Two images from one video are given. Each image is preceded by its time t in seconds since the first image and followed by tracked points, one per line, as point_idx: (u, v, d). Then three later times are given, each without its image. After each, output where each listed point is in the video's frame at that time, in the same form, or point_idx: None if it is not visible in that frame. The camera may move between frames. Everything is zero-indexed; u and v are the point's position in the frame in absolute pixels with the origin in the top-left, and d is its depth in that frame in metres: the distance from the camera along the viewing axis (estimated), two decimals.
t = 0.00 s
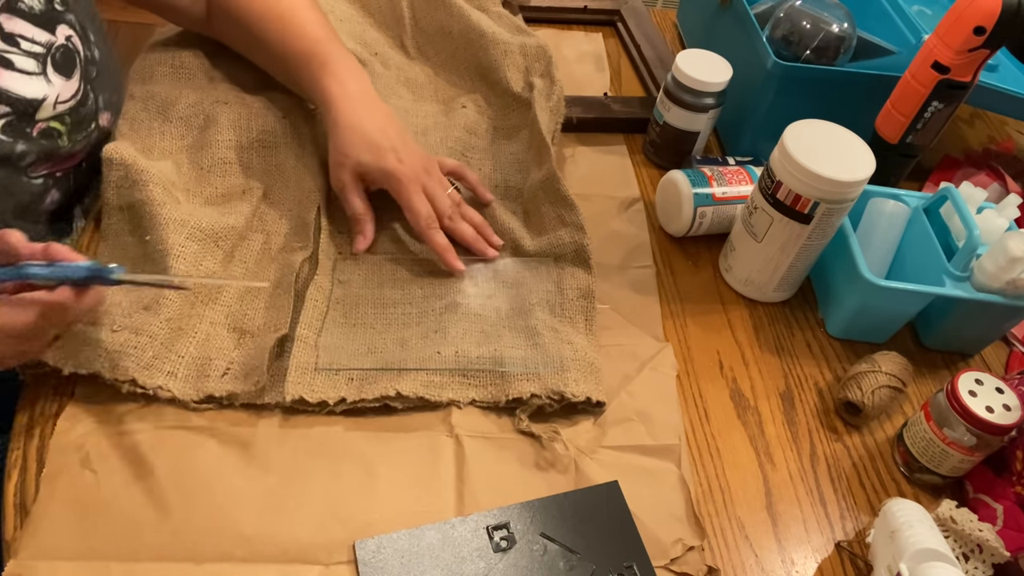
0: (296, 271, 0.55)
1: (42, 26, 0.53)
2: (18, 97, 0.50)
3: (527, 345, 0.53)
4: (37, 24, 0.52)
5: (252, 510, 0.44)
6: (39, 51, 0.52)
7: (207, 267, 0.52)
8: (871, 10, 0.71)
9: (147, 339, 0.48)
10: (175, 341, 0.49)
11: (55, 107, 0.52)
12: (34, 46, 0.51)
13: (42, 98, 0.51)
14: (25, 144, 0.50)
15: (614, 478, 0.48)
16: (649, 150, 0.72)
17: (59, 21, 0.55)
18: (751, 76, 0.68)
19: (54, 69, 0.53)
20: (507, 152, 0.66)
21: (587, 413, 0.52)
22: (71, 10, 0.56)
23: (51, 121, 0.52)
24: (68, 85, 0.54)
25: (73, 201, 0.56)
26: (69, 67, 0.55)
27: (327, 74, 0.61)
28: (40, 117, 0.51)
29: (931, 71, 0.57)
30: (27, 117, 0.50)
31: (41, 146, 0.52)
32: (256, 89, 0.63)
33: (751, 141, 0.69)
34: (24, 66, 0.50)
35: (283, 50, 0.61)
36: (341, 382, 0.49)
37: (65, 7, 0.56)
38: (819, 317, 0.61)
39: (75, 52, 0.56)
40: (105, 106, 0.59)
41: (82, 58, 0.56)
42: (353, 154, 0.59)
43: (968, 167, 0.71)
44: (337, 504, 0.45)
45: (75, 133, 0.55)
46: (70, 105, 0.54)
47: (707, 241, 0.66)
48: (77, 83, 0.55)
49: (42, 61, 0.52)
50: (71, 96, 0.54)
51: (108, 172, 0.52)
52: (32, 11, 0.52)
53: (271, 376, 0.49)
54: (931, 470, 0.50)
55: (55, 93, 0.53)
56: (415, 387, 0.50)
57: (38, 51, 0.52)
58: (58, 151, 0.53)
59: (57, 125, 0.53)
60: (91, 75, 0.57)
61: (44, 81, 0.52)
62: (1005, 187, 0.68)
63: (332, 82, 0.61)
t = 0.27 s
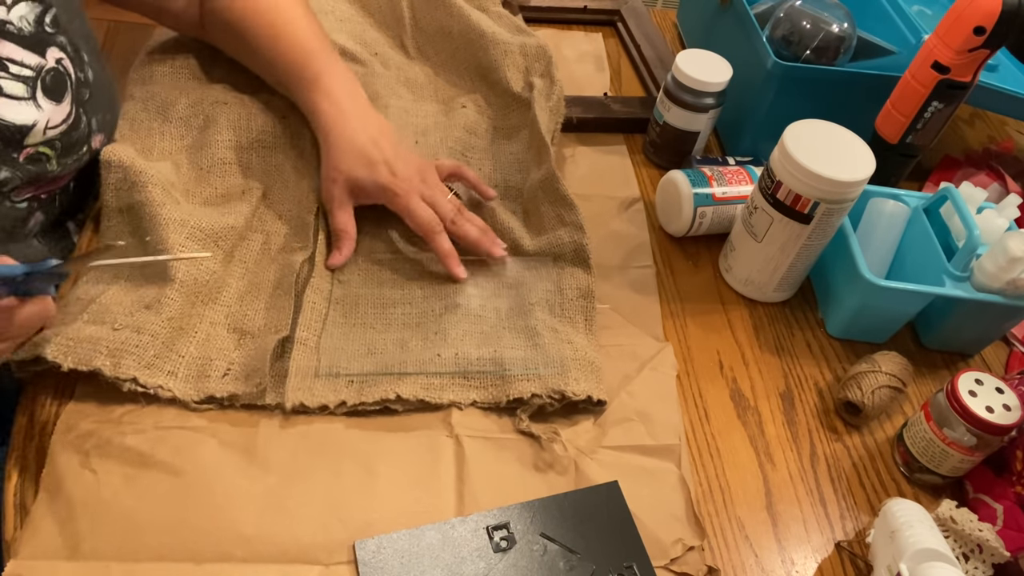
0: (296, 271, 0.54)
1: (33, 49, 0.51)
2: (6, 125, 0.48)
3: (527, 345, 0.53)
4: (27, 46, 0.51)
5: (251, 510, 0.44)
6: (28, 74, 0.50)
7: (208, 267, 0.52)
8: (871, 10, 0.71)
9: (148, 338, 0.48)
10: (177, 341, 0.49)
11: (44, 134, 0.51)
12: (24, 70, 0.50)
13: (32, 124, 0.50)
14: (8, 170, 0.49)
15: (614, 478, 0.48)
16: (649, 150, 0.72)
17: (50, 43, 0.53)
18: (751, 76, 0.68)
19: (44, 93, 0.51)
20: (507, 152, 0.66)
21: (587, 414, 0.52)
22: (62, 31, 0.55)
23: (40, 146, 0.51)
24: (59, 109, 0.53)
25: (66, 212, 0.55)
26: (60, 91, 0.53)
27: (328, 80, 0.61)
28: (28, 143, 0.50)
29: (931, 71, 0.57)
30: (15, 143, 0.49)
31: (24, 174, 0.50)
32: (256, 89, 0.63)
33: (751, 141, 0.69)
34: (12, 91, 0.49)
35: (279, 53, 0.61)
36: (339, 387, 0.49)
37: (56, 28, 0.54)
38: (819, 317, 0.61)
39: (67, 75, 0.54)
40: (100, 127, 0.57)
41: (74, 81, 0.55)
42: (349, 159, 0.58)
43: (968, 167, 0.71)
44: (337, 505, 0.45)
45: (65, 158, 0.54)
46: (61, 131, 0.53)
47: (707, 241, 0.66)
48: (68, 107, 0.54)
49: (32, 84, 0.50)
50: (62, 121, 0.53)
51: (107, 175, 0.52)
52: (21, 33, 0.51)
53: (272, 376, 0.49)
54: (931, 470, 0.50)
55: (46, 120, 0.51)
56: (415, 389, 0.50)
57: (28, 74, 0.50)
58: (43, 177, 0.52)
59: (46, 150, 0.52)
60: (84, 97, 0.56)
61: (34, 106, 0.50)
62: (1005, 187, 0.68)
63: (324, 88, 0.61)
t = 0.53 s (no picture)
0: (296, 270, 0.55)
1: (31, 47, 0.49)
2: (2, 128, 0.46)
3: (527, 345, 0.53)
4: (24, 44, 0.48)
5: (251, 510, 0.44)
6: (26, 74, 0.48)
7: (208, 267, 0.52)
8: (871, 10, 0.71)
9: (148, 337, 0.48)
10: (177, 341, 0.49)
11: (39, 135, 0.49)
12: (20, 70, 0.47)
13: (23, 126, 0.48)
14: None
15: (614, 478, 0.48)
16: (649, 150, 0.72)
17: (48, 42, 0.50)
18: (751, 76, 0.68)
19: (41, 94, 0.49)
20: (506, 152, 0.66)
21: (587, 413, 0.52)
22: (60, 30, 0.52)
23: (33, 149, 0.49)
24: (55, 111, 0.50)
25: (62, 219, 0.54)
26: (57, 91, 0.51)
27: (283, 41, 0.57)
28: (22, 146, 0.48)
29: (931, 71, 0.57)
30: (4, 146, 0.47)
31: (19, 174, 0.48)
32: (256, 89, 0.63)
33: (751, 141, 0.69)
34: (7, 92, 0.46)
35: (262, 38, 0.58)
36: (339, 388, 0.50)
37: (55, 27, 0.52)
38: (819, 317, 0.61)
39: (64, 76, 0.52)
40: (98, 129, 0.56)
41: (71, 82, 0.52)
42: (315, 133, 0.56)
43: (967, 167, 0.71)
44: (336, 505, 0.45)
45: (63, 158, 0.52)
46: (57, 133, 0.51)
47: (707, 241, 0.66)
48: (65, 109, 0.51)
49: (28, 85, 0.48)
50: (57, 122, 0.51)
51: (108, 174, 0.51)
52: (19, 31, 0.48)
53: (272, 377, 0.49)
54: (930, 470, 0.50)
55: (40, 121, 0.49)
56: (415, 391, 0.50)
57: (25, 75, 0.48)
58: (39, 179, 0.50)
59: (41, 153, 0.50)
60: (82, 98, 0.54)
61: (28, 108, 0.48)
62: (1005, 187, 0.68)
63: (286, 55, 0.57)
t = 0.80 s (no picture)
0: (297, 270, 0.54)
1: (47, 8, 0.52)
2: (33, 79, 0.49)
3: (526, 345, 0.53)
4: (42, 6, 0.51)
5: (251, 510, 0.44)
6: (46, 32, 0.51)
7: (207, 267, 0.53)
8: (871, 10, 0.71)
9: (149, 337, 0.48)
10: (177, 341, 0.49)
11: (66, 87, 0.52)
12: (39, 27, 0.50)
13: (52, 78, 0.51)
14: (37, 127, 0.50)
15: (614, 478, 0.48)
16: (649, 150, 0.72)
17: (61, 3, 0.53)
18: (751, 76, 0.68)
19: (61, 49, 0.52)
20: (506, 151, 0.66)
21: (587, 413, 0.52)
22: None
23: (62, 99, 0.52)
24: (76, 65, 0.53)
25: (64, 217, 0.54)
26: (76, 47, 0.54)
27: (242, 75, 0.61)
28: (51, 96, 0.51)
29: (931, 71, 0.57)
30: (38, 95, 0.50)
31: (50, 124, 0.52)
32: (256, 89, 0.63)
33: (751, 141, 0.69)
34: (32, 47, 0.50)
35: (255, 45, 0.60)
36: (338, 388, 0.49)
37: None
38: (819, 317, 0.61)
39: (80, 33, 0.55)
40: (112, 86, 0.59)
41: (85, 38, 0.55)
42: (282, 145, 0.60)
43: (968, 167, 0.71)
44: (336, 505, 0.45)
45: (84, 113, 0.55)
46: (80, 86, 0.54)
47: (707, 241, 0.66)
48: (84, 64, 0.55)
49: (50, 41, 0.51)
50: (80, 76, 0.54)
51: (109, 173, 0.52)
52: None
53: (272, 377, 0.49)
54: (931, 470, 0.50)
55: (65, 74, 0.52)
56: (415, 391, 0.50)
57: (45, 32, 0.51)
58: (65, 129, 0.53)
59: (67, 104, 0.53)
60: (97, 56, 0.57)
61: (53, 62, 0.51)
62: (1005, 186, 0.68)
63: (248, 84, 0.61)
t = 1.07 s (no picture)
0: (299, 271, 0.55)
1: None
2: (31, 63, 0.51)
3: (526, 345, 0.53)
4: None
5: (251, 510, 0.44)
6: (48, 16, 0.53)
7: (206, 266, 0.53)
8: (871, 11, 0.71)
9: (149, 338, 0.48)
10: (177, 342, 0.49)
11: (65, 71, 0.54)
12: (43, 11, 0.52)
13: (49, 61, 0.53)
14: (43, 108, 0.52)
15: (614, 478, 0.48)
16: (649, 150, 0.72)
17: None
18: (751, 76, 0.68)
19: (62, 33, 0.54)
20: (505, 151, 0.66)
21: (586, 413, 0.52)
22: None
23: (63, 83, 0.54)
24: (76, 49, 0.55)
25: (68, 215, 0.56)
26: (76, 32, 0.56)
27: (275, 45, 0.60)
28: (51, 81, 0.53)
29: (931, 71, 0.57)
30: (39, 80, 0.52)
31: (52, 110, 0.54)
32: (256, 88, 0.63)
33: (751, 141, 0.69)
34: (32, 31, 0.52)
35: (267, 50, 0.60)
36: (337, 387, 0.49)
37: None
38: (819, 317, 0.61)
39: (80, 19, 0.57)
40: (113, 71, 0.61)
41: (87, 23, 0.58)
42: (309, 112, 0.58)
43: (968, 167, 0.71)
44: (336, 505, 0.45)
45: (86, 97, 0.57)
46: (80, 70, 0.56)
47: (707, 241, 0.66)
48: (84, 48, 0.57)
49: (50, 26, 0.53)
50: (80, 60, 0.56)
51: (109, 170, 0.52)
52: None
53: (272, 377, 0.49)
54: (931, 470, 0.50)
55: (64, 58, 0.54)
56: (415, 391, 0.50)
57: (47, 16, 0.53)
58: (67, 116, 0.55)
59: (69, 89, 0.55)
60: (97, 40, 0.59)
61: (52, 46, 0.53)
62: (1005, 187, 0.68)
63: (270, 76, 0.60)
